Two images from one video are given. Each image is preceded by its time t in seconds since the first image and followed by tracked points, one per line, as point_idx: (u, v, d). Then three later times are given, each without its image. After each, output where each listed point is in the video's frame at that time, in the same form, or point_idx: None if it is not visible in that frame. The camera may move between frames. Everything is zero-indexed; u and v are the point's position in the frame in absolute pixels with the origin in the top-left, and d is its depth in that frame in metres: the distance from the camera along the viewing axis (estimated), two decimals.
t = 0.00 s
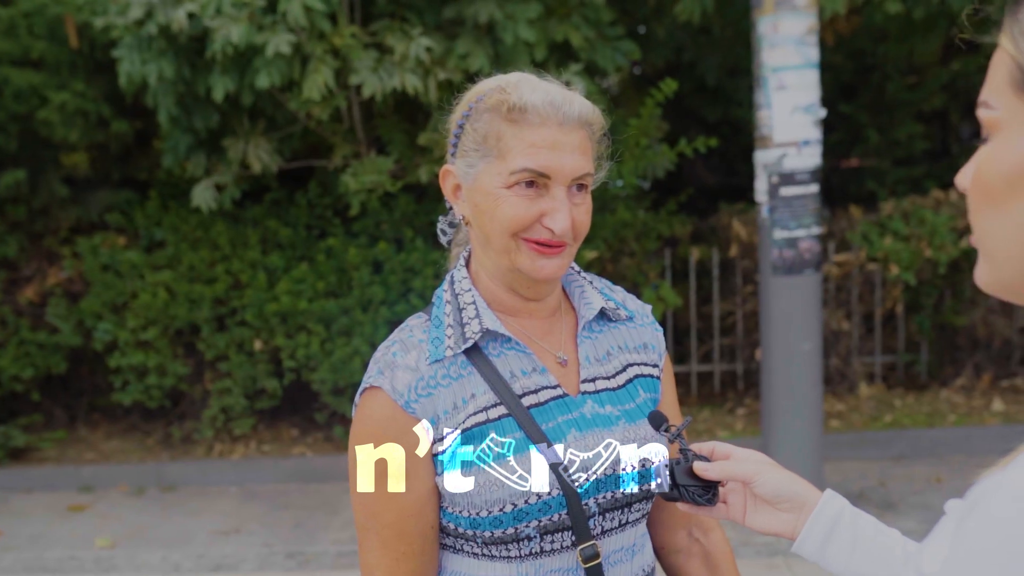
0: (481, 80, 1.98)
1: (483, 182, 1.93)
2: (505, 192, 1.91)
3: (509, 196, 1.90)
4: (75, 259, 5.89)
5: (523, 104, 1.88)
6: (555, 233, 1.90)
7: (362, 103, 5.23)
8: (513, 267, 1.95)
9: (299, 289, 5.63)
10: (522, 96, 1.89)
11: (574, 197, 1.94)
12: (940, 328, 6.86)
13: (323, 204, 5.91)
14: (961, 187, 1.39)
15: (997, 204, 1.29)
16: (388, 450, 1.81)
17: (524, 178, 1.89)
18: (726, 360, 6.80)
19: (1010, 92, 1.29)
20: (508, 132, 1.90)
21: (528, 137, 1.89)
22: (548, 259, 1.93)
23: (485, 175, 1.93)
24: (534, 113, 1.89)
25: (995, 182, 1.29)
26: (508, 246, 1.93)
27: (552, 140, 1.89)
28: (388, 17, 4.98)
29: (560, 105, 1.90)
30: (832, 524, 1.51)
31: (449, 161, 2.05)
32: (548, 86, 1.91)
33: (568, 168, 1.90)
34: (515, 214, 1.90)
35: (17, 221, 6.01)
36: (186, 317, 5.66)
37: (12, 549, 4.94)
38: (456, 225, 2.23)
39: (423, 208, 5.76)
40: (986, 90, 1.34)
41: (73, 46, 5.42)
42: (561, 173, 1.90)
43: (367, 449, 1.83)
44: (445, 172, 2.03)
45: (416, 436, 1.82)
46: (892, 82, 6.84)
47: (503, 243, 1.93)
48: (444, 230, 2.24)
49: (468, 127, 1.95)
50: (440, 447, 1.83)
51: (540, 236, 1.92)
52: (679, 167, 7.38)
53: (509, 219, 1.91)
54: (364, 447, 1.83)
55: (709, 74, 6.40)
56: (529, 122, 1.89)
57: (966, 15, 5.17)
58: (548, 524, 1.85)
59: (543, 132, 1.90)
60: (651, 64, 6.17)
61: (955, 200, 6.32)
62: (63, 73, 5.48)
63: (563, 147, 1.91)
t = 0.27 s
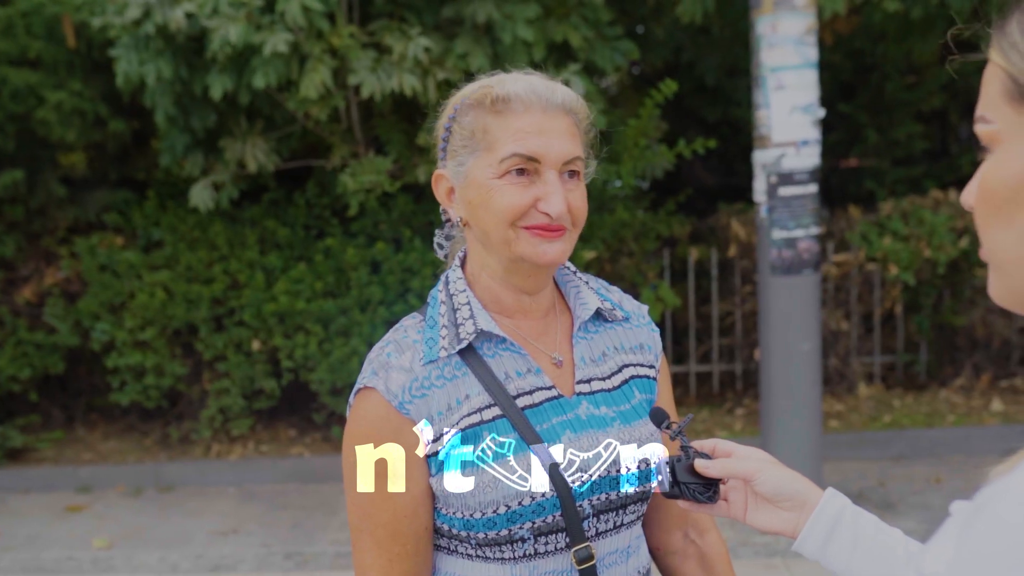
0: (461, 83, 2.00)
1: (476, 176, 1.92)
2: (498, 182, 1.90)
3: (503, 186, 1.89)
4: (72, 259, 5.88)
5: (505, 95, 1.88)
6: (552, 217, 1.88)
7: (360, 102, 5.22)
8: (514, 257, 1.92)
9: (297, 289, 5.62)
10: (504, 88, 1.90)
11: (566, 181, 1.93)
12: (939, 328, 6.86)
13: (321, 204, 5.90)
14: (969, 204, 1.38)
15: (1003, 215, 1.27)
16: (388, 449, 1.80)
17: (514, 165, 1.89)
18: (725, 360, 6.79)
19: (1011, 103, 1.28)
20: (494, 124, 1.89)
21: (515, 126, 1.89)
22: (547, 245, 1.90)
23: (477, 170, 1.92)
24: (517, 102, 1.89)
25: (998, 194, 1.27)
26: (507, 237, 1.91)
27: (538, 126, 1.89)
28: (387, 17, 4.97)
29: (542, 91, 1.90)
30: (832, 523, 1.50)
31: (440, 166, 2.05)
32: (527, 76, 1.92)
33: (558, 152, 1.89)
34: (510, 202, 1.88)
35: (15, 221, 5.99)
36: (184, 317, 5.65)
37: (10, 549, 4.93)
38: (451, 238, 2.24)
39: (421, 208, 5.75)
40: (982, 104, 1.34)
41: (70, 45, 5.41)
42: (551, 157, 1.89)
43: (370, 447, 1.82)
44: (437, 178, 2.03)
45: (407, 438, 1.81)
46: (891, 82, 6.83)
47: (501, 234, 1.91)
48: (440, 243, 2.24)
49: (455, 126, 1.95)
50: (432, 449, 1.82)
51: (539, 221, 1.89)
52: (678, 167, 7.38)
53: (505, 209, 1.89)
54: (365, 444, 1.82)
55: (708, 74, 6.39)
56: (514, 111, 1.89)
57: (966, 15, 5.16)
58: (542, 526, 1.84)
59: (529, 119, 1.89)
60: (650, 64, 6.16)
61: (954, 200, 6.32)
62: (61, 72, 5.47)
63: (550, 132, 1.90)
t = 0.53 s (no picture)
0: (460, 83, 2.00)
1: (474, 177, 1.92)
2: (496, 183, 1.90)
3: (501, 188, 1.90)
4: (72, 259, 5.89)
5: (505, 96, 1.89)
6: (550, 219, 1.89)
7: (360, 102, 5.23)
8: (512, 260, 1.93)
9: (297, 289, 5.63)
10: (503, 89, 1.90)
11: (564, 184, 1.94)
12: (937, 328, 6.87)
13: (320, 204, 5.91)
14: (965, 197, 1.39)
15: (1004, 211, 1.28)
16: (388, 449, 1.81)
17: (513, 167, 1.89)
18: (724, 359, 6.80)
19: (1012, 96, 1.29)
20: (493, 124, 1.90)
21: (514, 128, 1.90)
22: (545, 248, 1.91)
23: (475, 171, 1.93)
24: (516, 104, 1.89)
25: (997, 188, 1.29)
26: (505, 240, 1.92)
27: (537, 128, 1.89)
28: (386, 17, 4.97)
29: (541, 93, 1.91)
30: (833, 521, 1.50)
31: (438, 165, 2.05)
32: (526, 77, 1.93)
33: (557, 154, 1.90)
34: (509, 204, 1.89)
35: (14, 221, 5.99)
36: (183, 317, 5.65)
37: (10, 549, 4.94)
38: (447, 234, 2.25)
39: (420, 208, 5.75)
40: (983, 95, 1.35)
41: (70, 45, 5.41)
42: (550, 160, 1.90)
43: (370, 447, 1.82)
44: (434, 177, 2.03)
45: (406, 438, 1.82)
46: (890, 82, 6.84)
47: (499, 236, 1.92)
48: (436, 240, 2.26)
49: (453, 126, 1.95)
50: (430, 448, 1.83)
51: (537, 224, 1.91)
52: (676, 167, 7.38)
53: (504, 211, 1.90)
54: (366, 444, 1.82)
55: (707, 74, 6.40)
56: (513, 113, 1.89)
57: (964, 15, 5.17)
58: (541, 523, 1.85)
59: (529, 121, 1.90)
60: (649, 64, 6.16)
61: (952, 200, 6.32)
62: (60, 72, 5.47)
63: (549, 134, 1.91)
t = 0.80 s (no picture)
0: (482, 76, 1.97)
1: (478, 180, 1.91)
2: (499, 191, 1.90)
3: (503, 196, 1.89)
4: (70, 259, 5.87)
5: (524, 105, 1.87)
6: (546, 237, 1.89)
7: (358, 102, 5.22)
8: (503, 269, 1.94)
9: (295, 289, 5.62)
10: (524, 97, 1.88)
11: (568, 202, 1.93)
12: (937, 328, 6.86)
13: (319, 204, 5.90)
14: (969, 192, 1.37)
15: (1012, 208, 1.27)
16: (385, 449, 1.81)
17: (518, 179, 1.88)
18: (723, 360, 6.79)
19: None
20: (506, 131, 1.89)
21: (526, 139, 1.88)
22: (538, 263, 1.92)
23: (480, 174, 1.92)
24: (534, 115, 1.87)
25: (1006, 187, 1.27)
26: (498, 249, 1.92)
27: (550, 144, 1.88)
28: (385, 16, 4.96)
29: (561, 109, 1.89)
30: (853, 523, 1.50)
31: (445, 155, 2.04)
32: (550, 89, 1.90)
33: (564, 173, 1.89)
34: (507, 214, 1.89)
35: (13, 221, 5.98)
36: (182, 316, 5.64)
37: (7, 550, 4.92)
38: (446, 220, 2.26)
39: (419, 208, 5.75)
40: (992, 89, 1.32)
41: (68, 44, 5.40)
42: (557, 178, 1.89)
43: (370, 447, 1.82)
44: (439, 167, 2.02)
45: (401, 439, 1.82)
46: (889, 82, 6.84)
47: (493, 243, 1.92)
48: (435, 224, 2.27)
49: (465, 124, 1.94)
50: (426, 448, 1.82)
51: (531, 237, 1.91)
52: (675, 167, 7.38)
53: (501, 219, 1.89)
54: (365, 444, 1.82)
55: (706, 74, 6.40)
56: (528, 124, 1.88)
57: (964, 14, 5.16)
58: (533, 523, 1.84)
59: (542, 135, 1.89)
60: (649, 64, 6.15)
61: (951, 200, 6.31)
62: (58, 72, 5.46)
63: (561, 152, 1.90)
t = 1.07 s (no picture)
0: (476, 76, 1.98)
1: (472, 180, 1.92)
2: (493, 190, 1.91)
3: (496, 195, 1.90)
4: (69, 259, 5.88)
5: (516, 103, 1.88)
6: (541, 235, 1.90)
7: (357, 102, 5.23)
8: (498, 268, 1.94)
9: (294, 289, 5.62)
10: (516, 95, 1.89)
11: (561, 200, 1.94)
12: (935, 328, 6.88)
13: (318, 204, 5.90)
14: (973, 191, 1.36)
15: (1015, 210, 1.26)
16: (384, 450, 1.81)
17: (512, 177, 1.89)
18: (721, 359, 6.81)
19: None
20: (499, 130, 1.89)
21: (519, 138, 1.89)
22: (533, 261, 1.93)
23: (474, 173, 1.93)
24: (526, 113, 1.88)
25: (1009, 190, 1.26)
26: (493, 247, 1.93)
27: (543, 142, 1.89)
28: (384, 16, 4.97)
29: (554, 107, 1.89)
30: (849, 527, 1.48)
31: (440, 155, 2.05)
32: (542, 86, 1.91)
33: (558, 171, 1.90)
34: (502, 213, 1.90)
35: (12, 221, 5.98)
36: (180, 316, 5.64)
37: (7, 550, 4.93)
38: (444, 220, 2.26)
39: (417, 207, 5.75)
40: (994, 91, 1.31)
41: (67, 44, 5.41)
42: (550, 175, 1.90)
43: (370, 448, 1.82)
44: (434, 167, 2.03)
45: (399, 438, 1.82)
46: (887, 82, 6.85)
47: (488, 242, 1.93)
48: (432, 225, 2.27)
49: (459, 123, 1.94)
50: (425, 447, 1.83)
51: (526, 236, 1.92)
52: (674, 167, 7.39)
53: (496, 217, 1.90)
54: (365, 444, 1.82)
55: (704, 74, 6.41)
56: (521, 122, 1.89)
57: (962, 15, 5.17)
58: (531, 523, 1.85)
59: (535, 133, 1.90)
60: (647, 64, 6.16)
61: (949, 200, 6.32)
62: (57, 72, 5.46)
63: (553, 149, 1.91)
